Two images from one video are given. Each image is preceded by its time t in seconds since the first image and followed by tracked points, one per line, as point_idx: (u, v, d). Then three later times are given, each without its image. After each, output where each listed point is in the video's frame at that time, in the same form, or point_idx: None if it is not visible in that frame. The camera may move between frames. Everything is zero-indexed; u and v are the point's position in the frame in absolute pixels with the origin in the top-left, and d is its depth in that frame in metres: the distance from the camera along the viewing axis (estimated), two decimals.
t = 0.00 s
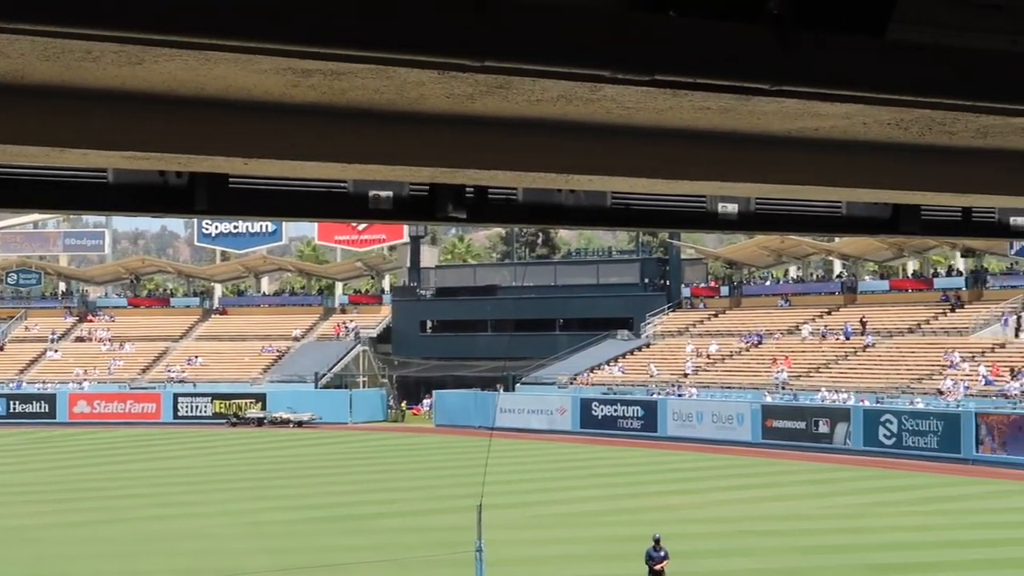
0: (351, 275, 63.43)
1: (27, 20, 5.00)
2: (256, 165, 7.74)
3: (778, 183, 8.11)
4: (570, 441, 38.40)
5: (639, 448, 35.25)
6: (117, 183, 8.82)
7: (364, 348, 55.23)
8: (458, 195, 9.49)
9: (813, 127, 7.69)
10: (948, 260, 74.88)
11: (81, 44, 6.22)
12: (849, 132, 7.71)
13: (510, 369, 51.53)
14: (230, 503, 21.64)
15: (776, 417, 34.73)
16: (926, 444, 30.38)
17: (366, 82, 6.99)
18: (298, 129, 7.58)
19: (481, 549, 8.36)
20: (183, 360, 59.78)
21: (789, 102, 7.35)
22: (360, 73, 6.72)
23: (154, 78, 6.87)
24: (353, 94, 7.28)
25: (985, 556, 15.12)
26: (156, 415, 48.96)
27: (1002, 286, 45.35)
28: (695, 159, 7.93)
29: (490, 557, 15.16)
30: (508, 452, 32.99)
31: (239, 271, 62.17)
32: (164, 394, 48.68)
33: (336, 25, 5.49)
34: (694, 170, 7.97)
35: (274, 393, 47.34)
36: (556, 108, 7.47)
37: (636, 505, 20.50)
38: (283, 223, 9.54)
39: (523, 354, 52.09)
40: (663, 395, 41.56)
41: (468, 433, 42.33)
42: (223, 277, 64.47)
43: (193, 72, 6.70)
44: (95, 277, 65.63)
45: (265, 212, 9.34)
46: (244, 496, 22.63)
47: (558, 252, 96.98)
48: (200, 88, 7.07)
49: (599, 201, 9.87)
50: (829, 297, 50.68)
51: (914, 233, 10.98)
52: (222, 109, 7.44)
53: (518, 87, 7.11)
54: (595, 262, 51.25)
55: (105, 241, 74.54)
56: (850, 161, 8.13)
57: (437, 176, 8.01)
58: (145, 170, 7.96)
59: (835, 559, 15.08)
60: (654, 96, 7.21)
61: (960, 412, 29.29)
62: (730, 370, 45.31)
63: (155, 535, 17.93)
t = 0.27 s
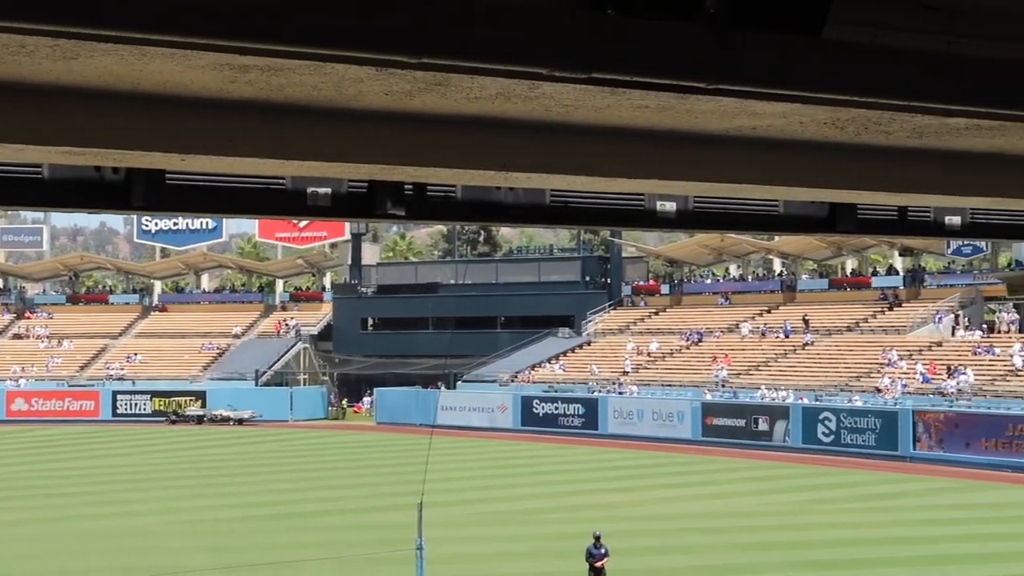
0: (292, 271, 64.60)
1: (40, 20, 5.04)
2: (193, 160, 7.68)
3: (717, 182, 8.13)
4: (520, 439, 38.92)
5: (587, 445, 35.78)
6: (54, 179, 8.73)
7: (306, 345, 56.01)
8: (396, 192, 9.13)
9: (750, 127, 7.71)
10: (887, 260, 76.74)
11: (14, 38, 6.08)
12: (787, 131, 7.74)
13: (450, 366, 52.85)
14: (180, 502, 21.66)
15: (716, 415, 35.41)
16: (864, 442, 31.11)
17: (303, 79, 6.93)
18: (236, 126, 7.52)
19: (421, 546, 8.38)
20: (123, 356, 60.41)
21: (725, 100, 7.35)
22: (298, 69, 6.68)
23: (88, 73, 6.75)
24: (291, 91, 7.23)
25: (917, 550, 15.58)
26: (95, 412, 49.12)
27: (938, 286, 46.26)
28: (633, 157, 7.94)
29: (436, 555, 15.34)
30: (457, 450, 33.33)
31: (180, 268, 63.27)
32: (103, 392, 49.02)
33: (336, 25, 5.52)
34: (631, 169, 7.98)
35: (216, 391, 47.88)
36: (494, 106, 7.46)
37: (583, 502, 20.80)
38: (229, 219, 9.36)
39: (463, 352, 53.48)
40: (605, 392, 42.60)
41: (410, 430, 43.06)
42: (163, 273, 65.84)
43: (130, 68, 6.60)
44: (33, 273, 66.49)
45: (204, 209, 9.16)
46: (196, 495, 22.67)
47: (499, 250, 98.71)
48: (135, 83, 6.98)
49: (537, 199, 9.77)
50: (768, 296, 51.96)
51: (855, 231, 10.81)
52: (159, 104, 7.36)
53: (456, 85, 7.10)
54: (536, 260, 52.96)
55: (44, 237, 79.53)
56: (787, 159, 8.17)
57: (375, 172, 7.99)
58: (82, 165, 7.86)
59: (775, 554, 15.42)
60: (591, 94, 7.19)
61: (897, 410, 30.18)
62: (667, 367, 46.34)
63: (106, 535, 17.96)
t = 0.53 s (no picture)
0: (240, 263, 65.38)
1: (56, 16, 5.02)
2: (138, 151, 7.60)
3: (664, 175, 8.15)
4: (478, 432, 39.47)
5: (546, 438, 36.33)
6: None
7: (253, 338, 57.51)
8: (343, 183, 8.97)
9: (696, 118, 7.73)
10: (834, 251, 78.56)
11: None
12: (731, 123, 7.77)
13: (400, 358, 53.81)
14: (142, 498, 21.73)
15: (663, 407, 35.93)
16: (812, 433, 31.68)
17: (247, 69, 6.86)
18: (181, 116, 7.46)
19: (369, 538, 8.36)
20: (68, 348, 61.60)
21: (670, 92, 7.36)
22: (241, 58, 6.65)
23: (30, 61, 6.63)
24: (235, 81, 7.18)
25: (859, 540, 16.19)
26: (41, 404, 49.44)
27: (884, 278, 47.28)
28: (580, 149, 7.94)
29: (395, 548, 15.59)
30: (416, 443, 33.72)
31: (125, 260, 64.39)
32: (49, 384, 49.27)
33: (338, 27, 5.55)
34: (578, 161, 7.98)
35: (161, 383, 48.58)
36: (440, 97, 7.45)
37: (541, 495, 21.19)
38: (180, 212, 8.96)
39: (413, 343, 54.57)
40: (555, 383, 43.53)
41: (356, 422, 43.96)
42: (108, 266, 65.79)
43: (73, 56, 6.50)
44: None
45: (144, 200, 8.81)
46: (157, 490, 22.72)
47: (447, 242, 100.59)
48: (78, 72, 6.87)
49: (484, 190, 9.58)
50: (717, 288, 52.62)
51: (795, 221, 10.76)
52: (103, 93, 7.28)
53: (400, 76, 7.08)
54: (486, 252, 53.84)
55: None
56: (734, 151, 8.19)
57: (322, 164, 7.94)
58: (25, 155, 7.74)
59: (724, 545, 15.94)
60: (536, 86, 7.19)
61: (845, 402, 30.67)
62: (613, 360, 47.02)
63: (70, 531, 18.01)
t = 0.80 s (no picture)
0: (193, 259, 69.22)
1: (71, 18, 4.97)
2: (85, 145, 7.50)
3: (617, 173, 8.14)
4: (441, 433, 40.40)
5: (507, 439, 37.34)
6: None
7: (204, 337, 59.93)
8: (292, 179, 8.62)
9: (647, 115, 7.73)
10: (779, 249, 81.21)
11: None
12: (681, 120, 7.77)
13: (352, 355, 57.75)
14: (107, 504, 21.78)
15: (615, 404, 39.37)
16: (761, 429, 34.79)
17: (196, 63, 6.81)
18: (129, 111, 7.37)
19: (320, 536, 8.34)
20: (21, 345, 64.82)
21: (621, 90, 7.37)
22: (190, 53, 6.59)
23: None
24: (184, 75, 7.10)
25: (804, 537, 17.05)
26: None
27: (834, 276, 50.96)
28: (530, 147, 7.94)
29: (362, 555, 15.98)
30: (377, 446, 34.32)
31: (76, 255, 67.27)
32: None
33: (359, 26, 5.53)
34: (529, 158, 7.96)
35: (111, 381, 51.85)
36: (390, 92, 7.42)
37: (503, 498, 21.78)
38: (126, 207, 8.58)
39: (366, 340, 58.19)
40: (506, 380, 46.74)
41: (308, 417, 47.39)
42: (60, 262, 69.63)
43: (19, 50, 6.40)
44: None
45: (78, 196, 8.36)
46: (122, 497, 22.79)
47: (398, 240, 102.73)
48: (25, 66, 6.78)
49: (434, 187, 9.21)
50: (670, 284, 56.16)
51: (746, 220, 10.48)
52: (48, 87, 7.16)
53: (350, 71, 7.04)
54: (438, 250, 57.72)
55: None
56: (686, 149, 8.20)
57: (272, 160, 7.87)
58: None
59: (674, 543, 16.72)
60: (486, 82, 7.17)
61: (795, 400, 33.65)
62: (566, 358, 50.45)
63: (38, 540, 18.10)
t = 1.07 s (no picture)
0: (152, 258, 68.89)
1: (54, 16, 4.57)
2: (40, 144, 7.41)
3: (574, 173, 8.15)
4: (407, 433, 40.88)
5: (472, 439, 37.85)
6: None
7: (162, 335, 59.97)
8: (250, 177, 8.62)
9: (604, 115, 7.74)
10: (736, 250, 82.78)
11: None
12: (639, 120, 7.78)
13: (312, 354, 58.39)
14: (70, 504, 21.80)
15: (574, 403, 39.69)
16: (719, 429, 35.24)
17: (152, 61, 6.75)
18: (85, 108, 7.29)
19: (278, 537, 8.33)
20: None
21: (577, 89, 7.37)
22: (147, 52, 6.51)
23: None
24: (140, 73, 7.03)
25: (759, 534, 17.50)
26: None
27: (792, 276, 52.32)
28: (487, 145, 7.94)
29: (325, 555, 16.20)
30: (344, 446, 34.64)
31: (33, 254, 67.35)
32: None
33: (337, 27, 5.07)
34: (485, 158, 7.96)
35: (69, 380, 52.10)
36: (347, 91, 7.40)
37: (468, 499, 22.10)
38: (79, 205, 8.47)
39: (324, 339, 59.54)
40: (465, 379, 47.42)
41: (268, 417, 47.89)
42: (21, 260, 69.62)
43: None
44: None
45: (34, 194, 8.19)
46: (88, 496, 22.80)
47: (357, 240, 103.73)
48: None
49: (392, 186, 9.24)
50: (628, 284, 57.65)
51: (703, 220, 10.48)
52: None
53: (307, 69, 7.00)
54: (398, 248, 59.00)
55: None
56: (645, 148, 8.21)
57: (228, 158, 7.82)
58: None
59: (631, 541, 17.14)
60: (444, 82, 7.16)
61: (754, 399, 34.17)
62: (525, 357, 51.48)
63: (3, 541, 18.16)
